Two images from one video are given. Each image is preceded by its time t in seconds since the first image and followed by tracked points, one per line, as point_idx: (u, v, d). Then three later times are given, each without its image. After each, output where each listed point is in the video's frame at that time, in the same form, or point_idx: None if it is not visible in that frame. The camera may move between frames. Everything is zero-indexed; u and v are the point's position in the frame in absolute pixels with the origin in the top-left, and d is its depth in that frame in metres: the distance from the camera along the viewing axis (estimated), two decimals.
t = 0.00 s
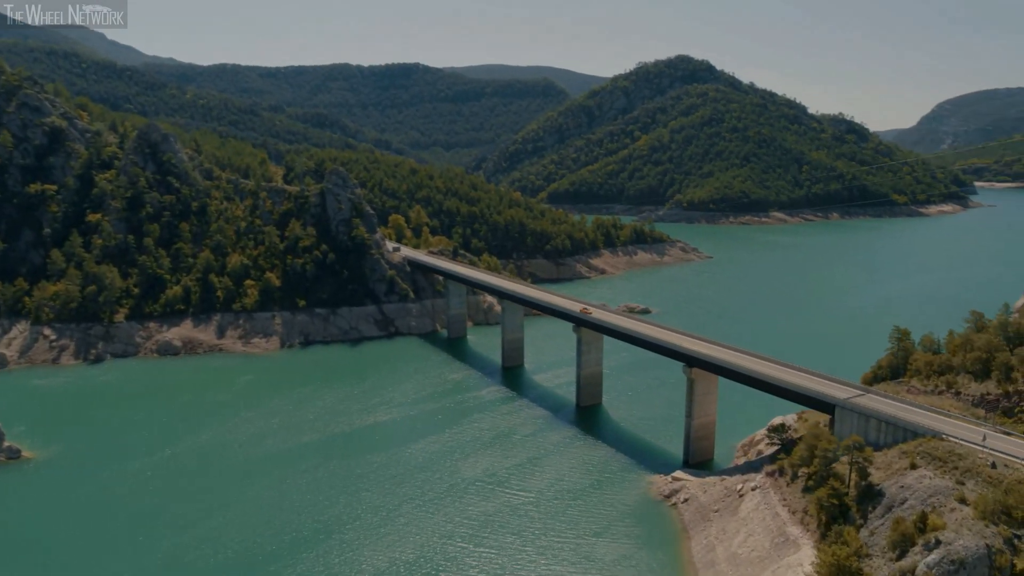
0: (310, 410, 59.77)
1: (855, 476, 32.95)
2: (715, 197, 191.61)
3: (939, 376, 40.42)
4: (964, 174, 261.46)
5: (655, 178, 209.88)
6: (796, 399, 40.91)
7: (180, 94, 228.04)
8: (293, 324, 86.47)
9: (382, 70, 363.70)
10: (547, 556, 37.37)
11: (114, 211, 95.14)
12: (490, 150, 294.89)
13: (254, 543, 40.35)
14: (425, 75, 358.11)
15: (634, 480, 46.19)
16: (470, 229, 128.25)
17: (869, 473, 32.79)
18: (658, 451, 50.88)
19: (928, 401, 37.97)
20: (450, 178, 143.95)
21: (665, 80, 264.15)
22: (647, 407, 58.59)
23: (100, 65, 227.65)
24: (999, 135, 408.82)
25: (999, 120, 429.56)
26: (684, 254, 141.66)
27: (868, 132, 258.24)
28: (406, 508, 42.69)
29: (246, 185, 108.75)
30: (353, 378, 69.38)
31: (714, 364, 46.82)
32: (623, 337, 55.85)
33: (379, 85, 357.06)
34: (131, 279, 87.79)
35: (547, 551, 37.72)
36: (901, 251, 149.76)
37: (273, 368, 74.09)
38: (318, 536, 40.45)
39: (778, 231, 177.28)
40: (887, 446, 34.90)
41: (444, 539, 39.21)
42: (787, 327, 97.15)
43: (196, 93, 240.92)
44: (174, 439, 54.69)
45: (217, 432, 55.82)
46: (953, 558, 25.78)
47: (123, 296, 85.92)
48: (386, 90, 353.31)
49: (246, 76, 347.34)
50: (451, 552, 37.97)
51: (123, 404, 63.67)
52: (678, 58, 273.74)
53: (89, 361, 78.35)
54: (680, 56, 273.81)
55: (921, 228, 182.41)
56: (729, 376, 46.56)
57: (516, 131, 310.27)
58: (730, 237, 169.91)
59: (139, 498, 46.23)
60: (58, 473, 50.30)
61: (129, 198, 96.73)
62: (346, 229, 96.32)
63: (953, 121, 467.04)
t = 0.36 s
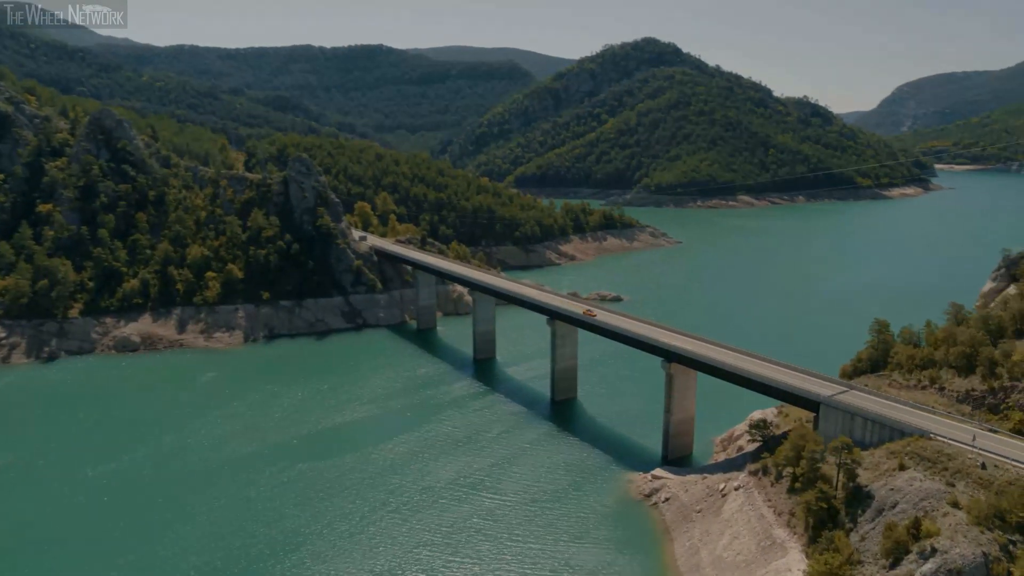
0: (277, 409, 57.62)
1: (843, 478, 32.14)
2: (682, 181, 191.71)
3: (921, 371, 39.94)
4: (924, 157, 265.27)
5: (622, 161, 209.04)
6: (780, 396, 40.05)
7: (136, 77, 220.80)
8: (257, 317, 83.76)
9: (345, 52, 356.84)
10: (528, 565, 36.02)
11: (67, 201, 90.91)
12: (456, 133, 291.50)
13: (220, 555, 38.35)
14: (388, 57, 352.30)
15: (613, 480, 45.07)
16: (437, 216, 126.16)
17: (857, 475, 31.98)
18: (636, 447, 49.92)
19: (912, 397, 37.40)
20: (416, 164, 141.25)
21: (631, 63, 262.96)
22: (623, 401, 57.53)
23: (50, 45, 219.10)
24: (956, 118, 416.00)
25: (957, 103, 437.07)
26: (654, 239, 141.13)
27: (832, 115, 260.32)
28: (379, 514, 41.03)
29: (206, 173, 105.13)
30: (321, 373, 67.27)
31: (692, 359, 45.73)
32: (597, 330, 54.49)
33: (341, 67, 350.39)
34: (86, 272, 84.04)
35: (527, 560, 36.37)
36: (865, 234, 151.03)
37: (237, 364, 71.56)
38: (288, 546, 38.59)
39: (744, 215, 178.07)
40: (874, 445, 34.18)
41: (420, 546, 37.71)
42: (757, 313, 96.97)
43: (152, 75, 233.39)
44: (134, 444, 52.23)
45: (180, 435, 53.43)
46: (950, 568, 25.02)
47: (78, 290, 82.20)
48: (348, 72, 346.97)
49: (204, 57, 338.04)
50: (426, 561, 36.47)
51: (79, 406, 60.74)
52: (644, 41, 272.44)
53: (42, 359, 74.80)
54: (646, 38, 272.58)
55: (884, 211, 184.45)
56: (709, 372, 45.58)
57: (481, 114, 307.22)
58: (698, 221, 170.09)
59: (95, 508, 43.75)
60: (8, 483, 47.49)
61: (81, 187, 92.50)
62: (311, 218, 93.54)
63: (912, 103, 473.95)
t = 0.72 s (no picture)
0: (236, 407, 55.36)
1: (826, 474, 31.56)
2: (642, 161, 191.47)
3: (896, 359, 39.62)
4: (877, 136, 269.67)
5: (582, 142, 207.71)
6: (757, 388, 39.30)
7: (79, 55, 211.67)
8: (213, 309, 80.68)
9: (298, 30, 347.84)
10: (504, 571, 34.72)
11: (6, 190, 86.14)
12: (414, 113, 286.96)
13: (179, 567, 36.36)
14: (343, 35, 344.57)
15: (587, 475, 44.07)
16: (397, 200, 123.54)
17: (840, 470, 31.40)
18: (609, 440, 49.01)
19: (889, 387, 37.04)
20: (375, 147, 138.03)
21: (590, 42, 260.95)
22: (594, 391, 56.54)
23: None
24: (906, 98, 424.11)
25: (907, 82, 445.10)
26: (617, 221, 140.55)
27: (789, 95, 262.25)
28: (347, 518, 39.47)
29: (156, 158, 100.95)
30: (281, 367, 65.00)
31: (665, 349, 44.83)
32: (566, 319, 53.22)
33: (294, 45, 341.74)
34: (29, 264, 79.81)
35: (502, 565, 35.14)
36: (823, 215, 152.60)
37: (193, 359, 68.76)
38: (252, 556, 36.76)
39: (705, 196, 178.64)
40: (855, 438, 33.68)
41: (392, 552, 36.27)
42: (722, 295, 97.05)
43: (96, 54, 224.18)
44: (83, 448, 49.52)
45: (133, 437, 50.89)
46: (942, 569, 24.46)
47: (21, 283, 78.06)
48: (302, 51, 338.60)
49: (150, 35, 326.36)
50: (399, 568, 35.07)
51: (23, 408, 57.58)
52: (603, 20, 270.43)
53: None
54: (606, 17, 270.57)
55: (841, 190, 186.72)
56: (683, 363, 44.66)
57: (439, 94, 302.87)
58: (660, 202, 170.08)
59: (43, 519, 41.20)
60: None
61: (22, 174, 87.75)
62: (268, 205, 90.35)
63: (864, 83, 481.23)
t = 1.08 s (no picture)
0: (189, 407, 52.94)
1: (806, 469, 31.02)
2: (599, 142, 190.83)
3: (869, 348, 39.39)
4: (827, 115, 273.36)
5: (538, 122, 205.83)
6: (732, 380, 38.64)
7: (10, 33, 201.18)
8: (162, 302, 77.27)
9: (244, 7, 337.12)
10: None
11: None
12: (366, 93, 281.28)
13: None
14: (291, 13, 335.21)
15: (559, 471, 43.07)
16: (352, 185, 120.57)
17: (821, 465, 30.90)
18: (579, 433, 48.09)
19: (864, 376, 36.72)
20: (327, 129, 134.35)
21: (544, 21, 258.22)
22: (562, 382, 55.54)
23: None
24: (853, 78, 431.27)
25: (854, 61, 452.31)
26: (576, 203, 139.71)
27: (742, 74, 263.86)
28: (314, 525, 37.84)
29: (96, 144, 96.22)
30: (236, 363, 62.57)
31: (638, 342, 43.80)
32: (534, 311, 51.79)
33: (240, 23, 331.33)
34: None
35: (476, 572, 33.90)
36: (778, 195, 153.80)
37: (142, 356, 65.78)
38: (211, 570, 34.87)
39: (661, 176, 178.96)
40: (834, 431, 33.24)
41: (362, 562, 34.76)
42: (683, 277, 96.85)
43: (28, 31, 213.37)
44: (24, 456, 46.65)
45: (79, 443, 48.15)
46: (933, 569, 24.03)
47: None
48: (249, 28, 328.50)
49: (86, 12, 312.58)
50: None
51: None
52: None
53: None
54: None
55: (794, 170, 188.87)
56: (655, 355, 43.76)
57: (392, 74, 297.35)
58: (617, 184, 169.77)
59: None
60: None
61: None
62: (218, 192, 86.81)
63: (813, 62, 487.58)
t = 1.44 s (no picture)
0: (135, 413, 50.26)
1: (784, 464, 30.60)
2: (549, 122, 189.73)
3: (837, 337, 39.23)
4: (771, 94, 276.73)
5: (486, 102, 203.23)
6: (703, 372, 38.02)
7: None
8: (102, 299, 73.48)
9: None
10: None
11: None
12: (310, 74, 274.09)
13: None
14: None
15: (528, 468, 42.08)
16: (299, 171, 117.15)
17: (799, 460, 30.47)
18: (546, 427, 47.20)
19: (834, 366, 36.55)
20: (271, 113, 129.98)
21: None
22: (525, 373, 54.45)
23: None
24: (794, 56, 437.65)
25: (795, 40, 458.72)
26: (528, 185, 138.35)
27: (689, 53, 264.84)
28: (277, 536, 36.13)
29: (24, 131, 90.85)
30: (184, 363, 59.84)
31: (605, 335, 42.92)
32: (496, 303, 50.50)
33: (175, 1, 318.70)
34: None
35: None
36: (727, 174, 154.86)
37: (82, 358, 62.45)
38: None
39: (612, 157, 178.91)
40: (809, 423, 32.91)
41: None
42: (639, 259, 96.55)
43: None
44: None
45: (15, 455, 45.16)
46: (920, 569, 23.71)
47: None
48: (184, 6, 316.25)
49: None
50: None
51: None
52: None
53: None
54: None
55: (742, 148, 190.73)
56: (624, 348, 42.82)
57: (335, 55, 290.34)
58: (569, 165, 169.02)
59: None
60: None
61: None
62: (159, 182, 82.85)
63: (756, 40, 492.88)
